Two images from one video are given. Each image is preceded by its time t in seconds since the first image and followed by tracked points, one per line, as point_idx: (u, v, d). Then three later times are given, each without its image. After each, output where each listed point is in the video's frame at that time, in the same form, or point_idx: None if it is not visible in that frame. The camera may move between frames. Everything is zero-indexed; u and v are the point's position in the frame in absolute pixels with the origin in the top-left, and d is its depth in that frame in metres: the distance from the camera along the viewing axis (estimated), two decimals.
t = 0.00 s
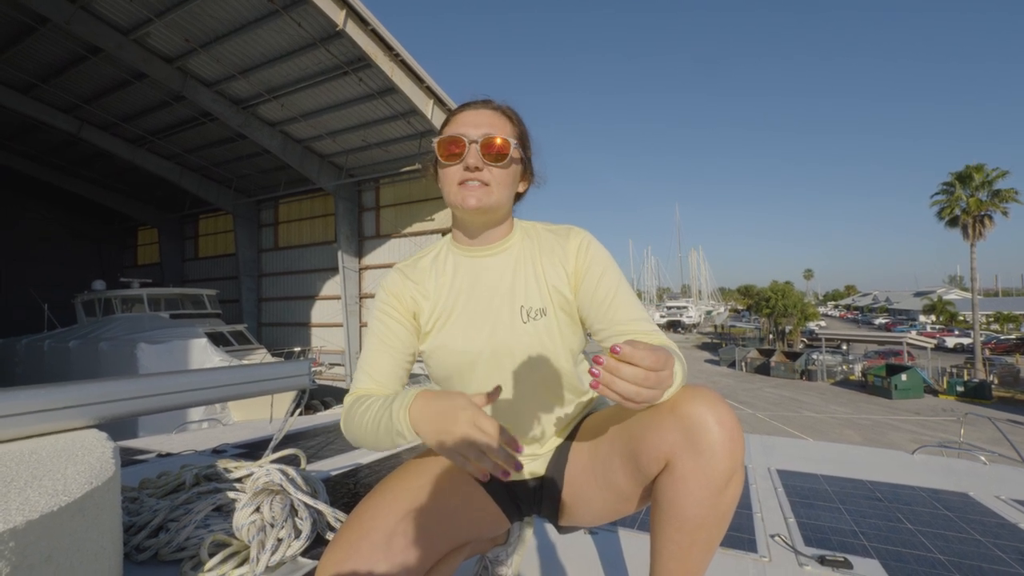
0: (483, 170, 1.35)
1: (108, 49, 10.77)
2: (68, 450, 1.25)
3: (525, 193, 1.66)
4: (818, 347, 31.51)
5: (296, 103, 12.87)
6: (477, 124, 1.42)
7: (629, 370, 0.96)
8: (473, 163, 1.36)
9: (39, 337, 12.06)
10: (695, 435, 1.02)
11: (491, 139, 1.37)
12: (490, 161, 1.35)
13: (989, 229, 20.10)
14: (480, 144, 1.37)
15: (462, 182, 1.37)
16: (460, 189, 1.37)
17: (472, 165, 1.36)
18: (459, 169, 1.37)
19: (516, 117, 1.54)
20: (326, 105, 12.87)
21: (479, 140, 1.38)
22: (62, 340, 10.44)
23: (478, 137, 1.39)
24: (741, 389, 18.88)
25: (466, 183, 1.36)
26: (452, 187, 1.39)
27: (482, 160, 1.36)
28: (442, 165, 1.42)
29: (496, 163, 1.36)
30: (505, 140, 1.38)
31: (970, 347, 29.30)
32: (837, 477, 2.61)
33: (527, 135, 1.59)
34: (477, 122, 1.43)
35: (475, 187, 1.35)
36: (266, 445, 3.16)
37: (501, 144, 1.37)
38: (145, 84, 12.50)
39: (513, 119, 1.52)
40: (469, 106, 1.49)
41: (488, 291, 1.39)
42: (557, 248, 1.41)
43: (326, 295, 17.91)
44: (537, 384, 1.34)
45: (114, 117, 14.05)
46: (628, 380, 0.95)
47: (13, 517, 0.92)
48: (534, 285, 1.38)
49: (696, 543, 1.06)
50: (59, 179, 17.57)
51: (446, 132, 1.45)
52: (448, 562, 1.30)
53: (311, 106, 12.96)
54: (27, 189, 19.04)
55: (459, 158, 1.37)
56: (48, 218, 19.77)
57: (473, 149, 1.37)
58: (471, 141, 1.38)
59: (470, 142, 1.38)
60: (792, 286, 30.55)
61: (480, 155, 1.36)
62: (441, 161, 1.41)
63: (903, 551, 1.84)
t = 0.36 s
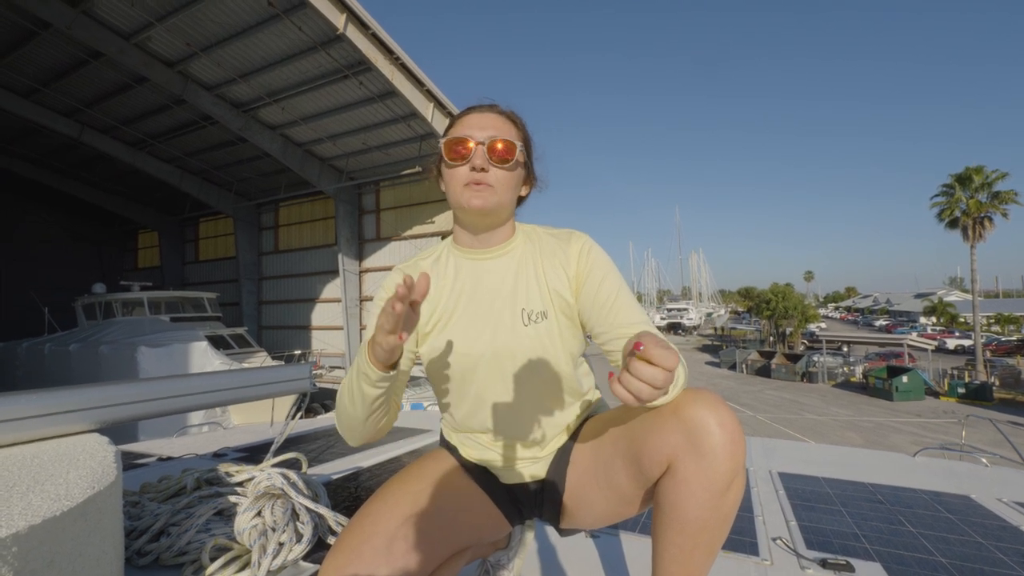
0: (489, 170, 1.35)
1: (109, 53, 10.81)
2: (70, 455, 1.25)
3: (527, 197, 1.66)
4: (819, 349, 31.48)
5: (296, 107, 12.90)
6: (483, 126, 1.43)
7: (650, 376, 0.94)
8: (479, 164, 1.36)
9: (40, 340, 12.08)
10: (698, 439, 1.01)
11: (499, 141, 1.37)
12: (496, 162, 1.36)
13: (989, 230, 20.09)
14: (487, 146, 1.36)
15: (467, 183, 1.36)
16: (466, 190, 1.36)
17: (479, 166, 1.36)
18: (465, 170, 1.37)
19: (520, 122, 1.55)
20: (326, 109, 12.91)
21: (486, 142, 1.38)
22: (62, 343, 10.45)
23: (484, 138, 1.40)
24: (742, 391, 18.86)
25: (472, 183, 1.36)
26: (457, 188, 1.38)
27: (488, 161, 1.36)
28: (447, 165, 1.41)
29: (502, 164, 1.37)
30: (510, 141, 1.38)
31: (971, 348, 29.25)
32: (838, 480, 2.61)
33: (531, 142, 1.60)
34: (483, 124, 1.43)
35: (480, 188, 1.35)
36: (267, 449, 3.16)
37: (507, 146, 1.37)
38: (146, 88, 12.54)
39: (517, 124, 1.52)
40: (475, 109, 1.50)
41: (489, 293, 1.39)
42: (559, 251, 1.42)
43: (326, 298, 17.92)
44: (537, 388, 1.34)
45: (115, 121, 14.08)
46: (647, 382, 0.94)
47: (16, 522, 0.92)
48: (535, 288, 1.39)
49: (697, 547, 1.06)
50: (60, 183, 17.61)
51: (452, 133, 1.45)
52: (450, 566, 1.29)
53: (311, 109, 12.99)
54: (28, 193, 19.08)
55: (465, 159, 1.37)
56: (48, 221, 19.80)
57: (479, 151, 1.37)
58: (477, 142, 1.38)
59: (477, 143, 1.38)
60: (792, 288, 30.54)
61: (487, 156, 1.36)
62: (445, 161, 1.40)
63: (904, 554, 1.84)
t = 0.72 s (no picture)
0: (499, 167, 1.35)
1: (109, 54, 10.83)
2: (71, 455, 1.25)
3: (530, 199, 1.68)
4: (819, 349, 31.48)
5: (297, 107, 12.92)
6: (494, 123, 1.43)
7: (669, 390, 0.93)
8: (490, 161, 1.36)
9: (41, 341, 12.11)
10: (706, 431, 1.04)
11: (508, 140, 1.37)
12: (507, 160, 1.36)
13: (990, 230, 20.07)
14: (499, 144, 1.37)
15: (476, 181, 1.36)
16: (475, 187, 1.36)
17: (489, 162, 1.36)
18: (474, 166, 1.37)
19: (529, 124, 1.56)
20: (326, 109, 12.92)
21: (498, 140, 1.38)
22: (63, 344, 10.46)
23: (496, 135, 1.40)
24: (743, 391, 18.85)
25: (482, 182, 1.36)
26: (465, 184, 1.38)
27: (499, 158, 1.36)
28: (457, 160, 1.41)
29: (512, 163, 1.37)
30: (522, 141, 1.39)
31: (972, 348, 29.21)
32: (839, 480, 2.61)
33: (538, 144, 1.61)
34: (495, 121, 1.44)
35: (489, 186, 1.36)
36: (268, 450, 3.16)
37: (518, 145, 1.38)
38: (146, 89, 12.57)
39: (527, 125, 1.53)
40: (487, 107, 1.50)
41: (491, 290, 1.39)
42: (561, 251, 1.44)
43: (327, 299, 17.92)
44: (536, 387, 1.34)
45: (115, 122, 14.11)
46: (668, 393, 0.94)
47: (19, 522, 0.93)
48: (537, 286, 1.39)
49: (704, 540, 1.07)
50: (60, 184, 17.63)
51: (462, 128, 1.46)
52: (451, 565, 1.30)
53: (312, 110, 13.00)
54: (28, 195, 19.09)
55: (475, 155, 1.37)
56: (49, 223, 19.81)
57: (490, 148, 1.37)
58: (489, 139, 1.38)
59: (488, 140, 1.38)
60: (793, 288, 30.52)
61: (498, 153, 1.36)
62: (456, 155, 1.40)
63: (905, 553, 1.85)
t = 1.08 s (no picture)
0: (506, 167, 1.36)
1: (112, 55, 10.86)
2: (75, 454, 1.26)
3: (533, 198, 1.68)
4: (822, 349, 31.43)
5: (298, 107, 12.93)
6: (501, 121, 1.43)
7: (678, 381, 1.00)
8: (497, 159, 1.36)
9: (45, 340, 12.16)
10: (714, 426, 1.05)
11: (514, 140, 1.37)
12: (514, 160, 1.36)
13: (994, 229, 20.00)
14: (506, 143, 1.37)
15: (482, 179, 1.37)
16: (480, 185, 1.36)
17: (497, 161, 1.36)
18: (481, 163, 1.37)
19: (536, 124, 1.56)
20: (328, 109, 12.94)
21: (506, 139, 1.38)
22: (67, 344, 10.50)
23: (503, 135, 1.40)
24: (745, 391, 18.83)
25: (487, 181, 1.36)
26: (472, 181, 1.38)
27: (506, 158, 1.37)
28: (463, 156, 1.41)
29: (519, 163, 1.37)
30: (530, 141, 1.39)
31: (976, 347, 29.10)
32: (842, 480, 2.60)
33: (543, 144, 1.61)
34: (502, 120, 1.43)
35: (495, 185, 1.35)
36: (270, 449, 3.17)
37: (525, 145, 1.38)
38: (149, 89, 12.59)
39: (533, 125, 1.53)
40: (494, 105, 1.50)
41: (493, 288, 1.39)
42: (564, 250, 1.45)
43: (329, 298, 17.96)
44: (537, 385, 1.34)
45: (118, 122, 14.14)
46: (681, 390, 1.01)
47: (25, 520, 0.93)
48: (540, 285, 1.39)
49: (709, 537, 1.07)
50: (63, 184, 17.69)
51: (469, 126, 1.45)
52: (454, 565, 1.30)
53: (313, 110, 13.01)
54: (30, 195, 19.14)
55: (482, 154, 1.37)
56: (50, 223, 19.86)
57: (497, 147, 1.37)
58: (496, 137, 1.38)
59: (496, 138, 1.38)
60: (796, 288, 30.44)
61: (505, 153, 1.37)
62: (461, 153, 1.40)
63: (907, 553, 1.84)
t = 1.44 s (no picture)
0: (518, 172, 1.36)
1: (115, 57, 10.89)
2: (75, 456, 1.26)
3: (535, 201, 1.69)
4: (824, 351, 31.37)
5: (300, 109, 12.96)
6: (514, 126, 1.44)
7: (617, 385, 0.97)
8: (510, 164, 1.37)
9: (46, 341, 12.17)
10: (710, 427, 1.05)
11: (527, 145, 1.38)
12: (526, 165, 1.37)
13: (996, 231, 19.97)
14: (519, 147, 1.37)
15: (495, 182, 1.37)
16: (492, 189, 1.36)
17: (509, 165, 1.36)
18: (493, 166, 1.37)
19: (544, 128, 1.57)
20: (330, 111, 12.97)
21: (519, 144, 1.38)
22: (68, 345, 10.51)
23: (516, 140, 1.40)
24: (747, 393, 18.80)
25: (499, 183, 1.36)
26: (481, 185, 1.37)
27: (518, 162, 1.37)
28: (474, 158, 1.40)
29: (531, 168, 1.38)
30: (542, 147, 1.40)
31: (978, 350, 29.02)
32: (844, 483, 2.60)
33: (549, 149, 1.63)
34: (513, 125, 1.44)
35: (506, 189, 1.36)
36: (271, 451, 3.17)
37: (537, 151, 1.40)
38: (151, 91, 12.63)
39: (542, 129, 1.54)
40: (504, 109, 1.50)
41: (494, 288, 1.38)
42: (565, 253, 1.46)
43: (330, 300, 17.98)
44: (539, 389, 1.35)
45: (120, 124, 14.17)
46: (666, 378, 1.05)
47: (26, 522, 0.93)
48: (543, 288, 1.40)
49: (707, 537, 1.07)
50: (65, 186, 17.73)
51: (481, 130, 1.45)
52: (455, 566, 1.29)
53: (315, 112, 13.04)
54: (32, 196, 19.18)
55: (496, 156, 1.37)
56: (52, 223, 19.89)
57: (511, 151, 1.37)
58: (510, 141, 1.39)
59: (510, 142, 1.39)
60: (797, 290, 30.39)
61: (518, 157, 1.37)
62: (474, 154, 1.39)
63: (911, 557, 1.83)
